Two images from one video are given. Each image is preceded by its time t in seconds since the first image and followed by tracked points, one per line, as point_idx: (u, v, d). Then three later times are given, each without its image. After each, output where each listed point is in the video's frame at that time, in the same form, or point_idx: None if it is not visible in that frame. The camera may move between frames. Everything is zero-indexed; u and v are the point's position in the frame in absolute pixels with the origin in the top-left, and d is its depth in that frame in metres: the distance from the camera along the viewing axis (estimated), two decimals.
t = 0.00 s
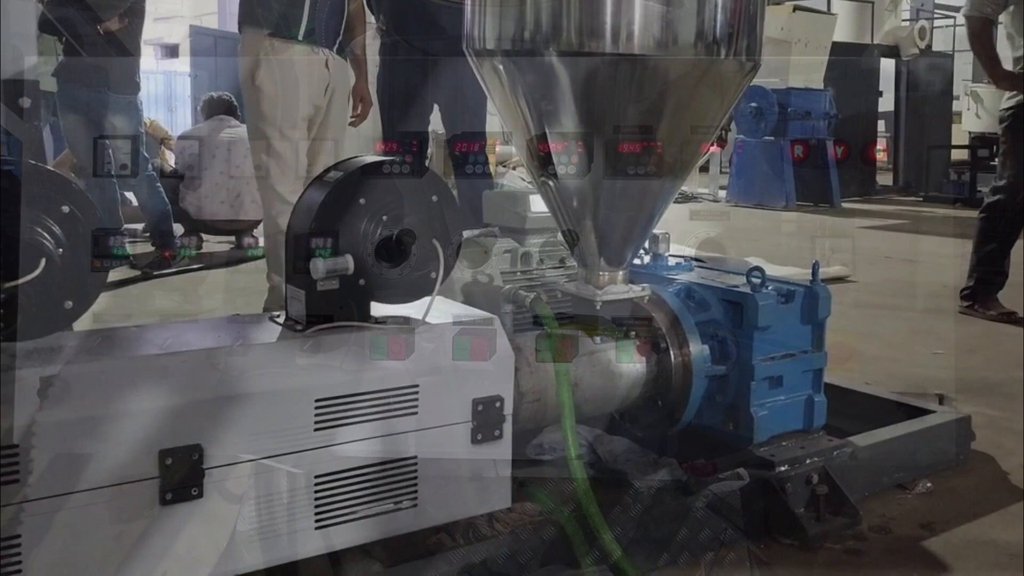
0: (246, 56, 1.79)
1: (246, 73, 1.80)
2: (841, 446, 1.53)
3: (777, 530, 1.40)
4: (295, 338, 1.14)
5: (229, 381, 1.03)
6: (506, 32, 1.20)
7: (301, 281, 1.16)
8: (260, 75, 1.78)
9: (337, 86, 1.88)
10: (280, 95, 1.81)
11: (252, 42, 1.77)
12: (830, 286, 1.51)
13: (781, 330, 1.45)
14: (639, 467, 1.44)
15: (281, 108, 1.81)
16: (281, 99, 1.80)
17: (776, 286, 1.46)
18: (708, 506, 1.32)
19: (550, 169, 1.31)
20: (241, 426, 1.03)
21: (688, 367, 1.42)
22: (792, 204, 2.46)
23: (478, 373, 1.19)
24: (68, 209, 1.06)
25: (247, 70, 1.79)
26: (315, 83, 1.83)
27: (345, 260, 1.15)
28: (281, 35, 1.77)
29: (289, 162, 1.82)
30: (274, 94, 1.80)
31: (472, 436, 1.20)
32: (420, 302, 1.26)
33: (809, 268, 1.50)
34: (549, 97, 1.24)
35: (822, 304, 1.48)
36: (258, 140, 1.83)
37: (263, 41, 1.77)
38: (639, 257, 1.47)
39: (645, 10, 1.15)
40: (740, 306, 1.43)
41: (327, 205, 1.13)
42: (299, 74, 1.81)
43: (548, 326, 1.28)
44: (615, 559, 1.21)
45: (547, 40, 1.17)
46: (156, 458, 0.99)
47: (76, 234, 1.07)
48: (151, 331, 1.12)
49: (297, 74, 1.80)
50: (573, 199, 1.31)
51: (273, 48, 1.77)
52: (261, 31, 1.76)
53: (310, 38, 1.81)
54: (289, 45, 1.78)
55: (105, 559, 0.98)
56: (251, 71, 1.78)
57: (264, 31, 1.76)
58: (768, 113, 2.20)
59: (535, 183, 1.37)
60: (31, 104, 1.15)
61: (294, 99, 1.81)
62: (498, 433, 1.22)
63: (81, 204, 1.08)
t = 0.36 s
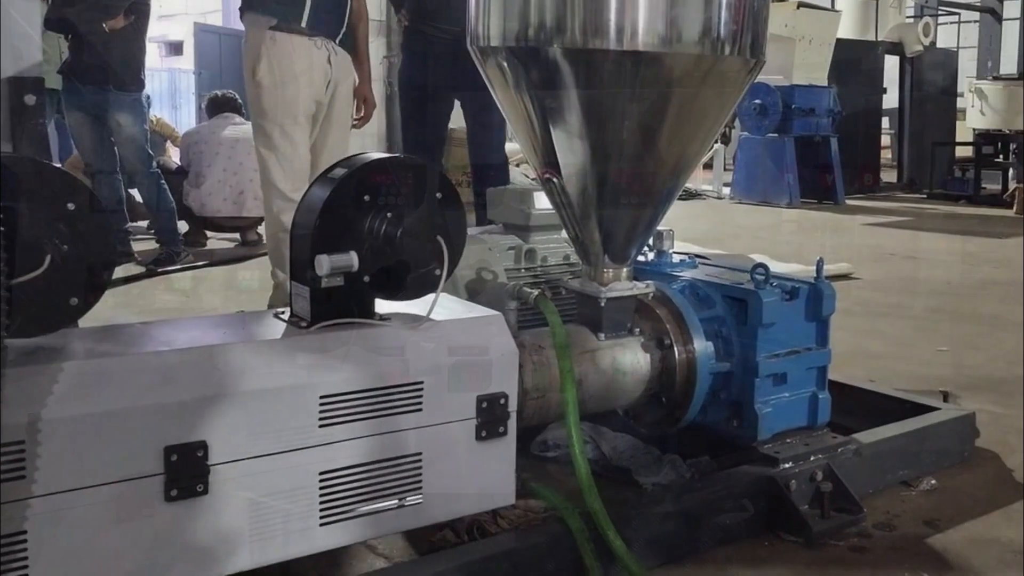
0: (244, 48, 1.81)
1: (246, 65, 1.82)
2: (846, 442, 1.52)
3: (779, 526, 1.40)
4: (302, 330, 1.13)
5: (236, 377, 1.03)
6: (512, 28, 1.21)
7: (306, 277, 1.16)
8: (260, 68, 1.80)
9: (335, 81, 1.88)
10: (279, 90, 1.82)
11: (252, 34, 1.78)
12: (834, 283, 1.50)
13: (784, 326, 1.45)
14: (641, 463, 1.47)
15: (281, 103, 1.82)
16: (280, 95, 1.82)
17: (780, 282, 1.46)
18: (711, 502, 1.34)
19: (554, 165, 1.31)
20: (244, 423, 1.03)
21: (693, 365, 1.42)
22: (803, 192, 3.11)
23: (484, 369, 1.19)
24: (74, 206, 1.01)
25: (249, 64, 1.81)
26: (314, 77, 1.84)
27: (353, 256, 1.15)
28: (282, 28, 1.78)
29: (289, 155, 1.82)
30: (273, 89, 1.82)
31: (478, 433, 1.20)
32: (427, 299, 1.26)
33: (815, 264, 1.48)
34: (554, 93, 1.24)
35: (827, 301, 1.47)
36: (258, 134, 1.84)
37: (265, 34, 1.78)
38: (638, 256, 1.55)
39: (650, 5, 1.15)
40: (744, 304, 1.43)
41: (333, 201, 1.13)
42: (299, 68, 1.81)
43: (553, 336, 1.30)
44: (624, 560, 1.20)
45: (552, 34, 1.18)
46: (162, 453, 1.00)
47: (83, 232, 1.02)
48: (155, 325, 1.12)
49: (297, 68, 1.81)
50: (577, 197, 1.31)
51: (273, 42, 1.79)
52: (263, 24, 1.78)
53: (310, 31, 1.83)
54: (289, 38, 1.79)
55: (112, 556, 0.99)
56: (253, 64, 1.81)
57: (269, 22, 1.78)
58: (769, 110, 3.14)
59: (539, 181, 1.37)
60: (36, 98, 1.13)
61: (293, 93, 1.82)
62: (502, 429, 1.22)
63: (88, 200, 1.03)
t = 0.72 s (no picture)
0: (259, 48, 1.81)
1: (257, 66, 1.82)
2: (851, 440, 1.51)
3: (783, 524, 1.40)
4: (307, 328, 1.12)
5: (241, 375, 1.03)
6: (517, 26, 1.22)
7: (311, 274, 1.15)
8: (272, 68, 1.80)
9: (346, 81, 1.90)
10: (290, 88, 1.80)
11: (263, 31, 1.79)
12: (839, 281, 1.49)
13: (789, 324, 1.45)
14: (646, 461, 1.49)
15: (292, 101, 1.81)
16: (291, 92, 1.80)
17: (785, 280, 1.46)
18: (715, 499, 1.33)
19: (558, 164, 1.31)
20: (250, 420, 1.04)
21: (697, 363, 1.40)
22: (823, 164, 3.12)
23: (489, 367, 1.19)
24: (81, 203, 1.01)
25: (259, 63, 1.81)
26: (324, 75, 1.84)
27: (357, 254, 1.14)
28: (294, 28, 1.79)
29: (297, 153, 1.82)
30: (286, 87, 1.80)
31: (482, 430, 1.20)
32: (432, 296, 1.25)
33: (819, 261, 1.48)
34: (559, 91, 1.24)
35: (831, 298, 1.47)
36: (267, 132, 1.82)
37: (277, 33, 1.79)
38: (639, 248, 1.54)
39: (655, 3, 1.16)
40: (749, 301, 1.44)
41: (337, 199, 1.13)
42: (310, 67, 1.82)
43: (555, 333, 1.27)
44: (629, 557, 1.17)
45: (558, 33, 1.19)
46: (168, 450, 1.00)
47: (90, 229, 1.02)
48: (162, 322, 1.12)
49: (309, 66, 1.81)
50: (582, 195, 1.32)
51: (284, 40, 1.79)
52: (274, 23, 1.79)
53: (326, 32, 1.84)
54: (301, 38, 1.80)
55: (119, 553, 0.99)
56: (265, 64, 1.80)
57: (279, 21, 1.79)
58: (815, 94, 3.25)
59: (543, 179, 1.36)
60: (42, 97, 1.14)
61: (304, 91, 1.81)
62: (507, 427, 1.22)
63: (95, 197, 1.02)
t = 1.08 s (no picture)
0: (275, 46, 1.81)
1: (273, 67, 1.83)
2: (859, 438, 1.51)
3: (792, 522, 1.40)
4: (317, 325, 1.13)
5: (251, 372, 1.04)
6: (525, 24, 1.23)
7: (320, 272, 1.16)
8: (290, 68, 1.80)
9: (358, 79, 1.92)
10: (307, 87, 1.82)
11: (276, 29, 1.77)
12: (847, 279, 1.49)
13: (798, 322, 1.44)
14: (654, 459, 1.49)
15: (309, 100, 1.82)
16: (309, 91, 1.81)
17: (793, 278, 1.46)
18: (722, 496, 1.33)
19: (566, 161, 1.31)
20: (260, 416, 1.04)
21: (705, 361, 1.40)
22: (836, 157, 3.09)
23: (498, 364, 1.19)
24: (92, 201, 1.01)
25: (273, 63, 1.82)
26: (338, 76, 1.86)
27: (366, 251, 1.15)
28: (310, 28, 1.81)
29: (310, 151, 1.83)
30: (303, 86, 1.81)
31: (491, 428, 1.20)
32: (441, 294, 1.25)
33: (827, 259, 1.48)
34: (567, 89, 1.24)
35: (840, 296, 1.47)
36: (283, 131, 1.83)
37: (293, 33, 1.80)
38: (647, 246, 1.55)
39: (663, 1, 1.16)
40: (757, 299, 1.44)
41: (346, 196, 1.13)
42: (325, 66, 1.83)
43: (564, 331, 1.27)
44: (637, 555, 1.17)
45: (566, 30, 1.19)
46: (179, 447, 1.00)
47: (102, 226, 1.02)
48: (173, 320, 1.13)
49: (323, 67, 1.83)
50: (590, 192, 1.32)
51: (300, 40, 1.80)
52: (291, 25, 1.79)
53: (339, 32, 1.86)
54: (316, 37, 1.82)
55: (131, 549, 0.99)
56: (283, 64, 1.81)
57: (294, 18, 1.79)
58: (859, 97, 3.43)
59: (551, 177, 1.37)
60: (53, 95, 1.15)
61: (320, 90, 1.83)
62: (516, 424, 1.22)
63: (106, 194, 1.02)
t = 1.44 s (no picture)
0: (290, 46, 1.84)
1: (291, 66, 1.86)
2: (871, 437, 1.50)
3: (803, 520, 1.40)
4: (330, 322, 1.13)
5: (265, 369, 1.04)
6: (537, 23, 1.23)
7: (333, 269, 1.16)
8: (310, 66, 1.82)
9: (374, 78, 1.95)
10: (329, 87, 1.84)
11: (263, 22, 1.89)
12: (859, 277, 1.49)
13: (809, 320, 1.44)
14: (665, 457, 1.49)
15: (332, 99, 1.84)
16: (332, 90, 1.83)
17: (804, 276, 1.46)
18: (734, 495, 1.33)
19: (578, 159, 1.31)
20: (274, 413, 1.04)
21: (717, 359, 1.40)
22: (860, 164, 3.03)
23: (510, 361, 1.20)
24: (107, 198, 1.01)
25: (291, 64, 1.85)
26: (357, 74, 1.88)
27: (379, 249, 1.15)
28: (331, 28, 1.82)
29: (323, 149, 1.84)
30: (327, 86, 1.83)
31: (503, 425, 1.20)
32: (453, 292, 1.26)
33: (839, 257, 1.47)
34: (579, 87, 1.24)
35: (851, 295, 1.47)
36: (308, 129, 1.84)
37: (313, 33, 1.81)
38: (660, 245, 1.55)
39: None
40: (769, 297, 1.43)
41: (359, 194, 1.13)
42: (344, 65, 1.86)
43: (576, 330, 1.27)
44: (649, 553, 1.17)
45: (578, 29, 1.19)
46: (193, 443, 1.01)
47: (117, 224, 1.03)
48: (188, 317, 1.13)
49: (342, 67, 1.85)
50: (602, 191, 1.32)
51: (321, 41, 1.82)
52: (314, 25, 1.81)
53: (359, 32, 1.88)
54: (336, 37, 1.84)
55: (147, 544, 1.00)
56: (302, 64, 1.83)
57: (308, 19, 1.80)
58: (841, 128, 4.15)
59: (563, 175, 1.37)
60: (67, 94, 1.21)
61: (340, 89, 1.85)
62: (527, 421, 1.23)
63: (121, 191, 1.03)
